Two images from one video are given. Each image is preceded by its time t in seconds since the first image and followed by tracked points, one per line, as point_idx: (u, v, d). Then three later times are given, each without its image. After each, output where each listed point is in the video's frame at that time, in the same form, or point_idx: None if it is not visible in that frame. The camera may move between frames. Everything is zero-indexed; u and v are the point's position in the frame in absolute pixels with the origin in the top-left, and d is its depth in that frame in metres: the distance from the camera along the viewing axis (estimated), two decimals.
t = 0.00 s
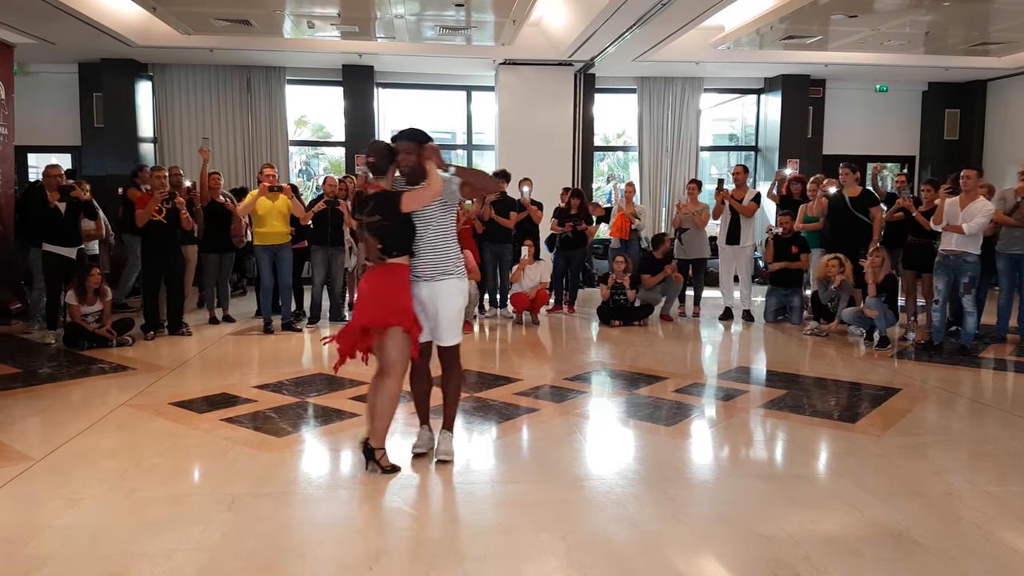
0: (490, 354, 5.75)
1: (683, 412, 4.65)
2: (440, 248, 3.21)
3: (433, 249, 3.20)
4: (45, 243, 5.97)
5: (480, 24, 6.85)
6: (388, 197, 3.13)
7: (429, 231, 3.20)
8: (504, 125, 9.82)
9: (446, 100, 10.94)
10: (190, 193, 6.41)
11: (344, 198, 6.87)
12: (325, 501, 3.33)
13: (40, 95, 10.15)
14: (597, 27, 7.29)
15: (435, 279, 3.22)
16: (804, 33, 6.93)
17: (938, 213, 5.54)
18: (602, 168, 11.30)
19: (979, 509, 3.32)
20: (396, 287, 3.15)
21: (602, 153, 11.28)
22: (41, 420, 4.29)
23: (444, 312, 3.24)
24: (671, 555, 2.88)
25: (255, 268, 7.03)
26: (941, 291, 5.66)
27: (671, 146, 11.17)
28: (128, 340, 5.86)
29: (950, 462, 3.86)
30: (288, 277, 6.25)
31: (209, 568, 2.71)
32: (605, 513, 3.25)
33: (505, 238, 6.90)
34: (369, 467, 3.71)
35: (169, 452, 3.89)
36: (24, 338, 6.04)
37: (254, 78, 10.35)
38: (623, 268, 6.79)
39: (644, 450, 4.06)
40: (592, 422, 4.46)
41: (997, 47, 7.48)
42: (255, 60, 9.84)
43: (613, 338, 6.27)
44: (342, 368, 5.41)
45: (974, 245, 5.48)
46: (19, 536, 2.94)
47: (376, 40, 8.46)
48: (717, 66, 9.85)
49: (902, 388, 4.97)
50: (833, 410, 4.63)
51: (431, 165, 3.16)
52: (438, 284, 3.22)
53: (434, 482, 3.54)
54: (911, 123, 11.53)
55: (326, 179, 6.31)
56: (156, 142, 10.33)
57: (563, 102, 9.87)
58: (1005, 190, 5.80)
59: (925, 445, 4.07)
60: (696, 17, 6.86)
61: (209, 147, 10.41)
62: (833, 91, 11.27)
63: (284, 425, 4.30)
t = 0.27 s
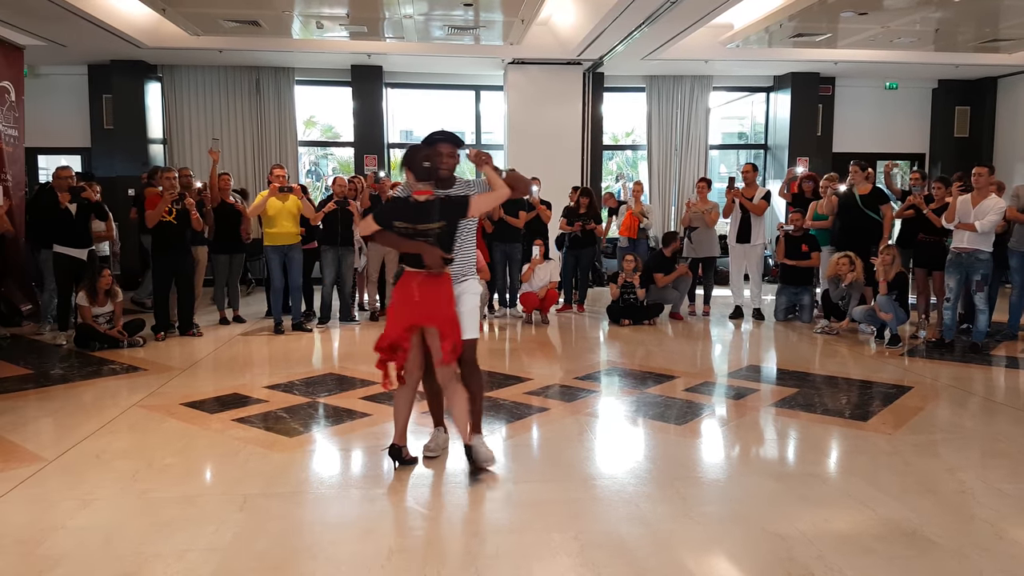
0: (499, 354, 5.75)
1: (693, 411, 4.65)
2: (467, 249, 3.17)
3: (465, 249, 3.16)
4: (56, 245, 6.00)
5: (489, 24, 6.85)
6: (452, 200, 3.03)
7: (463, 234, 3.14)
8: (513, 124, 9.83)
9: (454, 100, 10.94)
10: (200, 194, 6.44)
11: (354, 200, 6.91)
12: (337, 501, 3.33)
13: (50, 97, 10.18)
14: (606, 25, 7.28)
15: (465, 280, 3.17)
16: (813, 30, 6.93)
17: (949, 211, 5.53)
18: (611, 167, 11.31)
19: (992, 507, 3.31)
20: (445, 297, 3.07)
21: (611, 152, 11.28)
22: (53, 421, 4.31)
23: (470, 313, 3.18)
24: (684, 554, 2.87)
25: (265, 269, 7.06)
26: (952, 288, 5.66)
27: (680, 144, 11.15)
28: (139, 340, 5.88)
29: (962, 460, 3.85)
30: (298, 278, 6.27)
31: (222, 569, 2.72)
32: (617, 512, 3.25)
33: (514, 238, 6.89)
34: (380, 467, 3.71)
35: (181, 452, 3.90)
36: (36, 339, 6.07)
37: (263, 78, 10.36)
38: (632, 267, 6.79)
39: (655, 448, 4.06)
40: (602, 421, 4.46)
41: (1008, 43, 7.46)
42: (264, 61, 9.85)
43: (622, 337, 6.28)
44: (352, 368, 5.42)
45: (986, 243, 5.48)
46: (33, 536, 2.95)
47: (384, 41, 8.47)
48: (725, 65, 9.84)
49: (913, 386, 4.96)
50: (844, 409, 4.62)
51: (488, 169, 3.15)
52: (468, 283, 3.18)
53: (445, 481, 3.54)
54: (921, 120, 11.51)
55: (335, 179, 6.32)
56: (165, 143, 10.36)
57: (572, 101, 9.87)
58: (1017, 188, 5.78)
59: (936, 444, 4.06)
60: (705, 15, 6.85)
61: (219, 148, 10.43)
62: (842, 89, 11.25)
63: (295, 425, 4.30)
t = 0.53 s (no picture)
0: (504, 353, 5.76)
1: (698, 408, 4.66)
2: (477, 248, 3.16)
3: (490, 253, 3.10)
4: (60, 245, 6.00)
5: (492, 22, 6.85)
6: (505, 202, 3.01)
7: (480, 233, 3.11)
8: (517, 122, 9.83)
9: (457, 99, 10.94)
10: (204, 193, 6.44)
11: (358, 199, 6.89)
12: (343, 500, 3.33)
13: (53, 97, 10.18)
14: (609, 24, 7.29)
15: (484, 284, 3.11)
16: (817, 28, 6.93)
17: (954, 208, 5.55)
18: (614, 165, 11.33)
19: (997, 503, 3.32)
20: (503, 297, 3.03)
21: (614, 150, 11.29)
22: (59, 420, 4.31)
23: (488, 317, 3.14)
24: (690, 551, 2.88)
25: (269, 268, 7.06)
26: (957, 285, 5.66)
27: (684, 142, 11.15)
28: (143, 340, 5.88)
29: (967, 457, 3.86)
30: (302, 277, 6.27)
31: (229, 568, 2.72)
32: (624, 509, 3.25)
33: (517, 237, 6.90)
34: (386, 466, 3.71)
35: (186, 452, 3.90)
36: (40, 340, 6.08)
37: (266, 77, 10.35)
38: (637, 265, 6.80)
39: (660, 446, 4.07)
40: (608, 419, 4.46)
41: (1011, 40, 7.46)
42: (268, 60, 9.84)
43: (627, 336, 6.28)
44: (358, 367, 5.43)
45: (991, 240, 5.48)
46: (40, 536, 2.95)
47: (388, 40, 8.48)
48: (728, 62, 9.84)
49: (918, 383, 4.96)
50: (849, 406, 4.63)
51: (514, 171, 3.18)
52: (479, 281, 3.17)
53: (451, 480, 3.54)
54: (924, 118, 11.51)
55: (340, 179, 6.32)
56: (168, 143, 10.35)
57: (575, 99, 9.87)
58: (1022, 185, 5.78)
59: (940, 441, 4.06)
60: (709, 12, 6.85)
61: (223, 148, 10.42)
62: (846, 86, 11.26)
63: (301, 424, 4.31)
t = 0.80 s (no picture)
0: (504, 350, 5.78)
1: (699, 405, 4.66)
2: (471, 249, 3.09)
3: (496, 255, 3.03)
4: (60, 242, 5.99)
5: (493, 19, 6.84)
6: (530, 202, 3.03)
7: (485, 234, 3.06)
8: (517, 120, 9.83)
9: (458, 96, 10.93)
10: (205, 191, 6.43)
11: (358, 196, 6.87)
12: (344, 496, 3.33)
13: (51, 95, 10.15)
14: (610, 21, 7.29)
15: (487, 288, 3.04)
16: (817, 25, 6.93)
17: (955, 205, 5.56)
18: (614, 162, 11.32)
19: (996, 499, 3.33)
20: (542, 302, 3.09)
21: (615, 148, 11.29)
22: (59, 418, 4.30)
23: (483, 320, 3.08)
24: (691, 548, 2.88)
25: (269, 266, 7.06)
26: (956, 282, 5.67)
27: (684, 140, 11.14)
28: (143, 338, 5.87)
29: (967, 453, 3.87)
30: (302, 274, 6.26)
31: (232, 565, 2.72)
32: (624, 506, 3.26)
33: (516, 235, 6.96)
34: (387, 463, 3.71)
35: (187, 449, 3.90)
36: (40, 337, 6.07)
37: (266, 74, 10.33)
38: (637, 262, 6.80)
39: (661, 443, 4.08)
40: (608, 416, 4.47)
41: (1011, 37, 7.47)
42: (268, 57, 9.83)
43: (627, 333, 6.29)
44: (358, 364, 5.43)
45: (991, 237, 5.49)
46: (41, 534, 2.95)
47: (388, 36, 8.47)
48: (728, 59, 9.84)
49: (918, 380, 4.97)
50: (850, 403, 4.64)
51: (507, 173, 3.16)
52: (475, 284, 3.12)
53: (452, 476, 3.55)
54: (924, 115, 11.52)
55: (340, 176, 6.32)
56: (168, 140, 10.33)
57: (575, 96, 9.86)
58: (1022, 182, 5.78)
59: (940, 437, 4.07)
60: (710, 10, 6.85)
61: (223, 145, 10.41)
62: (846, 83, 11.26)
63: (301, 422, 4.31)
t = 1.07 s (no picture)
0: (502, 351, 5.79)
1: (698, 405, 4.67)
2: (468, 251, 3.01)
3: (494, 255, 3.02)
4: (60, 245, 6.00)
5: (490, 21, 6.86)
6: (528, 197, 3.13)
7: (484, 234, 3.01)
8: (515, 121, 9.86)
9: (456, 97, 10.95)
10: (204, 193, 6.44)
11: (356, 198, 6.88)
12: (344, 499, 3.33)
13: (50, 99, 10.17)
14: (607, 22, 7.30)
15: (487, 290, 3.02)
16: (813, 25, 6.95)
17: (951, 204, 5.58)
18: (612, 163, 11.36)
19: (996, 498, 3.33)
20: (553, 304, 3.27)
21: (612, 148, 11.33)
22: (59, 422, 4.30)
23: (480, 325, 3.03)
24: (691, 548, 2.88)
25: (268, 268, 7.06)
26: (954, 281, 5.68)
27: (682, 140, 11.17)
28: (143, 341, 5.87)
29: (966, 451, 3.87)
30: (302, 276, 6.27)
31: (232, 568, 2.72)
32: (624, 506, 3.26)
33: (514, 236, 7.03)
34: (387, 465, 3.71)
35: (187, 452, 3.90)
36: (40, 341, 6.07)
37: (264, 77, 10.35)
38: (636, 263, 6.81)
39: (661, 442, 4.08)
40: (608, 416, 4.47)
41: (1007, 36, 7.48)
42: (266, 60, 9.84)
43: (626, 333, 6.30)
44: (358, 366, 5.43)
45: (989, 236, 5.51)
46: (41, 537, 2.95)
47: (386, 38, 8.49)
48: (725, 60, 9.87)
49: (918, 379, 4.98)
50: (849, 402, 4.64)
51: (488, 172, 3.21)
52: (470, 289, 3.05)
53: (452, 477, 3.55)
54: (921, 114, 11.54)
55: (338, 178, 6.33)
56: (167, 143, 10.35)
57: (573, 97, 9.89)
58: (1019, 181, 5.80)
59: (939, 436, 4.08)
60: (706, 10, 6.87)
61: (222, 148, 10.42)
62: (843, 83, 11.28)
63: (301, 424, 4.31)
